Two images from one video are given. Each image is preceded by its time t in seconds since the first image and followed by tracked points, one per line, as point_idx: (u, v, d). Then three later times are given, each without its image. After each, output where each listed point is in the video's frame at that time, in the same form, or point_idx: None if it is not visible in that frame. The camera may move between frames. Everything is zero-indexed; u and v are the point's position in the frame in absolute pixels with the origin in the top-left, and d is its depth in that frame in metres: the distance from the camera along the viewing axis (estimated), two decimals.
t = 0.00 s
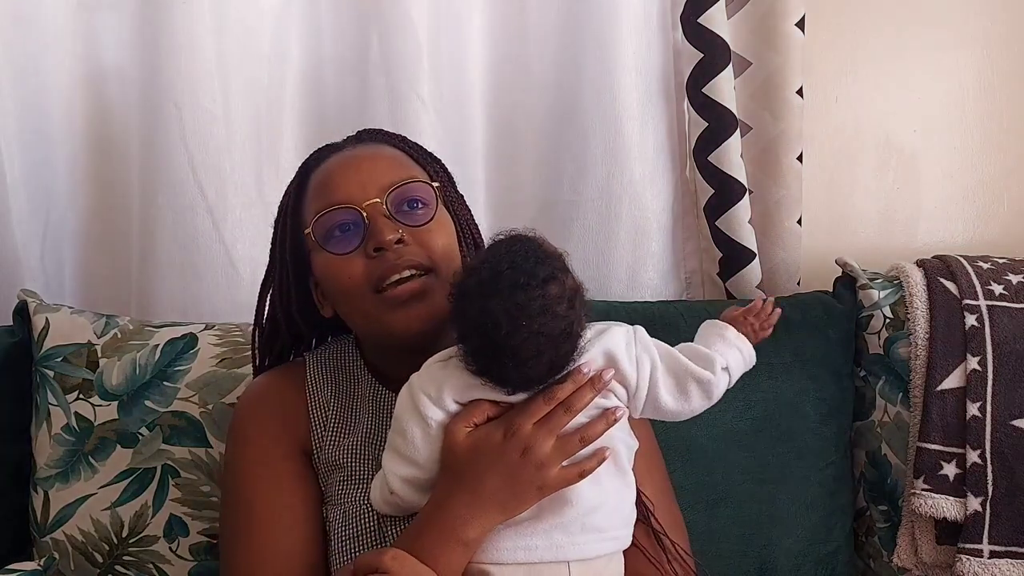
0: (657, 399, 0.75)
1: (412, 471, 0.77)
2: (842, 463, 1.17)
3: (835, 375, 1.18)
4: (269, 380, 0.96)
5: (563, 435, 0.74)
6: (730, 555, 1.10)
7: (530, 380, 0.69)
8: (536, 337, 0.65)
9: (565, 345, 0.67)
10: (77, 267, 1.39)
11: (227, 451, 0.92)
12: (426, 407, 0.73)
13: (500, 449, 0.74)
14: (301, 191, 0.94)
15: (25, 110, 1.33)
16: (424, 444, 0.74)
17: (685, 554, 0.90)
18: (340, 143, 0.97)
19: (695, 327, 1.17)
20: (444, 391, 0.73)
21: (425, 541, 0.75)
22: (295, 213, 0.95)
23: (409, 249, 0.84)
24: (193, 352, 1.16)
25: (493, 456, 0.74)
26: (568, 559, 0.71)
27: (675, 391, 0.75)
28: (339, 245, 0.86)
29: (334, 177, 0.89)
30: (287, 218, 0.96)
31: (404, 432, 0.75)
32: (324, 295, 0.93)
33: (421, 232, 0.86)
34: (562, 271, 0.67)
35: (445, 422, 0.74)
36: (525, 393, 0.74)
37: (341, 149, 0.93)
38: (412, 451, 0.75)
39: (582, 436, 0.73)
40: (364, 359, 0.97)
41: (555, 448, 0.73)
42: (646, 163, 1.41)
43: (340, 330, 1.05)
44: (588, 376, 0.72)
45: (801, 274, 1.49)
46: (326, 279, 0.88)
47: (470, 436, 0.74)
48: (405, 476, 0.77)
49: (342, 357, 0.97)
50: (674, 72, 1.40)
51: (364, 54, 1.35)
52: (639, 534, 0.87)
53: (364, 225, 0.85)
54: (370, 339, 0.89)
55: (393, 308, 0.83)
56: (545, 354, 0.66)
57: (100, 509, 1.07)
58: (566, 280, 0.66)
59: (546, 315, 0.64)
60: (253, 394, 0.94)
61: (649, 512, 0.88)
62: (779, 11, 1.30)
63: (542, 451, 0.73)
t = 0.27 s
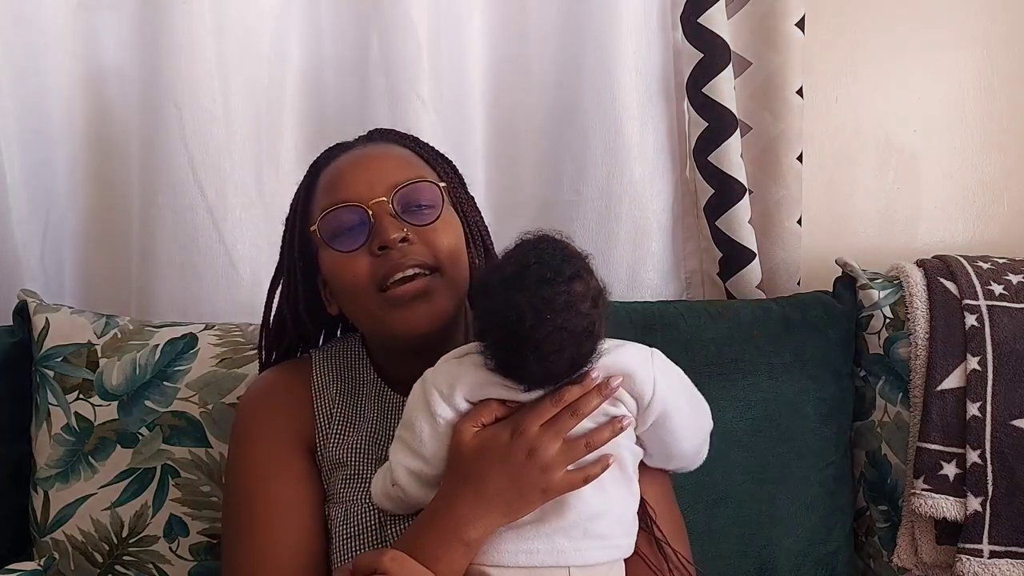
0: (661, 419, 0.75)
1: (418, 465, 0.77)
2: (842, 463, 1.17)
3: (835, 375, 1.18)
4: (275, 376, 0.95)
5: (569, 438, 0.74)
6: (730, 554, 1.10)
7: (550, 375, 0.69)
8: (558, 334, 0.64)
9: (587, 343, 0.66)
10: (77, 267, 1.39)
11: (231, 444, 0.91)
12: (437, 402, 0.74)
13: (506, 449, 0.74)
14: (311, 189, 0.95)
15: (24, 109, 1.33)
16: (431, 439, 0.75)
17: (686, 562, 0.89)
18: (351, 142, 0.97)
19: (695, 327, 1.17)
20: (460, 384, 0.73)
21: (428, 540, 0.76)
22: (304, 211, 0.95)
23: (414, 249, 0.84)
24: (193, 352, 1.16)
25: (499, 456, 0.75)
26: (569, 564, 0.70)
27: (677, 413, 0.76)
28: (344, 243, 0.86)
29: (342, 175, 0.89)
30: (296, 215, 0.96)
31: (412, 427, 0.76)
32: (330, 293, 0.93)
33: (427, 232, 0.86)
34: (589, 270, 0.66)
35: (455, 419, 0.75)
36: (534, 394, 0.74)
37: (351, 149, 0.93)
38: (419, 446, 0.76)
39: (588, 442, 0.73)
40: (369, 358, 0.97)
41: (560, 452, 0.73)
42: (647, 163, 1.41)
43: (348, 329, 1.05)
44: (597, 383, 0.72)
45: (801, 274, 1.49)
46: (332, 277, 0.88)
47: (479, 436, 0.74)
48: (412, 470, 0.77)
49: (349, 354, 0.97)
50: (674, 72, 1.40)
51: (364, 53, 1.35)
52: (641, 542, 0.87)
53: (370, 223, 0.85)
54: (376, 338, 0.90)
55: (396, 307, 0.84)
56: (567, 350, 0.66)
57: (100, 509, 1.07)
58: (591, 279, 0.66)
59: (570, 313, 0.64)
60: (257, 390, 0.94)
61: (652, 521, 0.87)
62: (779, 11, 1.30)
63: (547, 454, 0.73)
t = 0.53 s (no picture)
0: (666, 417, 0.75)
1: (421, 456, 0.77)
2: (842, 463, 1.17)
3: (835, 375, 1.18)
4: (280, 376, 0.95)
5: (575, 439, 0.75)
6: (730, 554, 1.10)
7: (557, 371, 0.68)
8: (565, 328, 0.64)
9: (595, 341, 0.66)
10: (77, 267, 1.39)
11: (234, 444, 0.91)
12: (445, 399, 0.75)
13: (513, 448, 0.75)
14: (318, 189, 0.95)
15: (25, 109, 1.33)
16: (437, 435, 0.75)
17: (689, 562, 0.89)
18: (358, 140, 0.97)
19: (695, 327, 1.17)
20: (471, 374, 0.74)
21: (434, 540, 0.76)
22: (312, 210, 0.96)
23: (417, 253, 0.84)
24: (193, 352, 1.16)
25: (506, 457, 0.75)
26: (573, 562, 0.70)
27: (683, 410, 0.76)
28: (349, 245, 0.85)
29: (349, 177, 0.89)
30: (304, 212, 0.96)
31: (419, 424, 0.76)
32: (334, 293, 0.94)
33: (431, 236, 0.86)
34: (601, 269, 0.66)
35: (462, 419, 0.75)
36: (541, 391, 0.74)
37: (359, 149, 0.93)
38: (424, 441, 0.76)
39: (594, 441, 0.73)
40: (374, 358, 0.97)
41: (566, 452, 0.74)
42: (647, 163, 1.41)
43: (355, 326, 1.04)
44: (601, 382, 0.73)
45: (801, 274, 1.49)
46: (335, 278, 0.88)
47: (485, 436, 0.75)
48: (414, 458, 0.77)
49: (353, 353, 0.97)
50: (674, 72, 1.40)
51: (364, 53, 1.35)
52: (645, 542, 0.87)
53: (375, 226, 0.85)
54: (378, 340, 0.90)
55: (398, 310, 0.84)
56: (574, 346, 0.66)
57: (100, 509, 1.07)
58: (602, 278, 0.66)
59: (578, 308, 0.64)
60: (262, 389, 0.94)
61: (656, 522, 0.87)
62: (779, 11, 1.30)
63: (553, 454, 0.74)
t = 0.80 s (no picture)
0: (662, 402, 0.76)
1: (418, 439, 0.80)
2: (842, 463, 1.17)
3: (835, 375, 1.18)
4: (284, 376, 0.95)
5: (572, 431, 0.76)
6: (731, 554, 1.10)
7: (531, 344, 0.71)
8: (540, 294, 0.68)
9: (570, 312, 0.69)
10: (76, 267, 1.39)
11: (236, 444, 0.91)
12: (439, 396, 0.77)
13: (509, 443, 0.76)
14: (325, 188, 0.94)
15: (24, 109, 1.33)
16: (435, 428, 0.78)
17: (690, 557, 0.89)
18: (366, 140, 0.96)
19: (695, 327, 1.17)
20: (466, 369, 0.76)
21: (438, 536, 0.76)
22: (318, 209, 0.95)
23: (420, 262, 0.84)
24: (193, 352, 1.16)
25: (501, 451, 0.76)
26: (572, 556, 0.73)
27: (678, 394, 0.77)
28: (351, 252, 0.85)
29: (354, 182, 0.88)
30: (312, 211, 0.96)
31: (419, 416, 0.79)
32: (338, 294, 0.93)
33: (435, 245, 0.85)
34: (580, 249, 0.72)
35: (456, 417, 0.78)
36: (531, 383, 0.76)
37: (366, 149, 0.92)
38: (423, 431, 0.79)
39: (590, 433, 0.75)
40: (376, 356, 0.97)
41: (563, 445, 0.75)
42: (648, 163, 1.41)
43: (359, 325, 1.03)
44: (593, 372, 0.74)
45: (801, 274, 1.49)
46: (338, 282, 0.88)
47: (481, 431, 0.76)
48: (410, 436, 0.80)
49: (355, 353, 0.97)
50: (674, 72, 1.40)
51: (364, 54, 1.35)
52: (646, 537, 0.87)
53: (378, 234, 0.84)
54: (381, 344, 0.90)
55: (399, 319, 0.84)
56: (549, 315, 0.69)
57: (100, 509, 1.07)
58: (577, 253, 0.71)
59: (554, 275, 0.68)
60: (264, 389, 0.93)
61: (657, 518, 0.88)
62: (780, 11, 1.30)
63: (549, 448, 0.75)
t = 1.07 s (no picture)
0: (654, 394, 0.77)
1: (410, 437, 0.82)
2: (842, 463, 1.17)
3: (835, 375, 1.18)
4: (285, 376, 0.95)
5: (562, 420, 0.77)
6: (731, 554, 1.10)
7: (524, 327, 0.72)
8: (530, 272, 0.71)
9: (561, 292, 0.72)
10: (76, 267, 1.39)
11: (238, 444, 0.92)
12: (431, 390, 0.79)
13: (500, 432, 0.77)
14: (330, 189, 0.94)
15: (24, 109, 1.33)
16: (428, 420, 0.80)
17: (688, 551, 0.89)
18: (372, 141, 0.95)
19: (695, 327, 1.17)
20: (459, 361, 0.77)
21: (432, 531, 0.77)
22: (324, 211, 0.95)
23: (423, 268, 0.83)
24: (193, 351, 1.16)
25: (492, 440, 0.76)
26: (566, 544, 0.72)
27: (670, 385, 0.77)
28: (355, 255, 0.85)
29: (360, 184, 0.88)
30: (317, 211, 0.96)
31: (410, 411, 0.81)
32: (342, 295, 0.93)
33: (438, 250, 0.84)
34: (569, 238, 0.75)
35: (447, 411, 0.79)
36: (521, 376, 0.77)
37: (371, 151, 0.92)
38: (416, 424, 0.81)
39: (580, 421, 0.75)
40: (376, 356, 0.97)
41: (554, 433, 0.76)
42: (649, 162, 1.40)
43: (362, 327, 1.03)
44: (582, 363, 0.75)
45: (801, 274, 1.49)
46: (343, 285, 0.88)
47: (472, 422, 0.77)
48: (403, 434, 0.82)
49: (355, 353, 0.97)
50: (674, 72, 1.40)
51: (364, 54, 1.35)
52: (640, 529, 0.87)
53: (382, 238, 0.84)
54: (385, 346, 0.90)
55: (402, 324, 0.83)
56: (540, 293, 0.71)
57: (100, 509, 1.07)
58: (565, 239, 0.74)
59: (544, 255, 0.71)
60: (266, 388, 0.94)
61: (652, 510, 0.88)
62: (780, 11, 1.30)
63: (540, 435, 0.76)
